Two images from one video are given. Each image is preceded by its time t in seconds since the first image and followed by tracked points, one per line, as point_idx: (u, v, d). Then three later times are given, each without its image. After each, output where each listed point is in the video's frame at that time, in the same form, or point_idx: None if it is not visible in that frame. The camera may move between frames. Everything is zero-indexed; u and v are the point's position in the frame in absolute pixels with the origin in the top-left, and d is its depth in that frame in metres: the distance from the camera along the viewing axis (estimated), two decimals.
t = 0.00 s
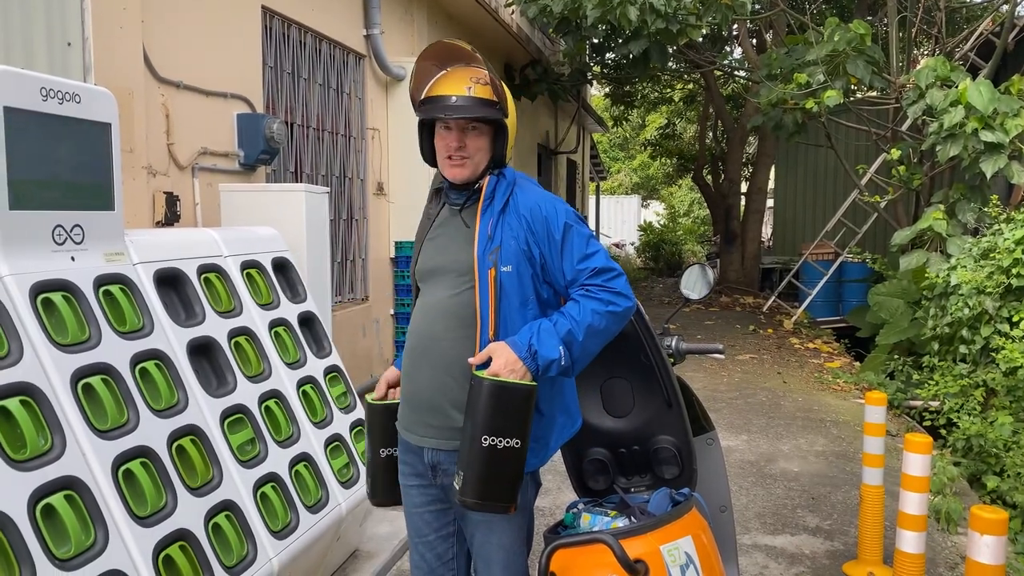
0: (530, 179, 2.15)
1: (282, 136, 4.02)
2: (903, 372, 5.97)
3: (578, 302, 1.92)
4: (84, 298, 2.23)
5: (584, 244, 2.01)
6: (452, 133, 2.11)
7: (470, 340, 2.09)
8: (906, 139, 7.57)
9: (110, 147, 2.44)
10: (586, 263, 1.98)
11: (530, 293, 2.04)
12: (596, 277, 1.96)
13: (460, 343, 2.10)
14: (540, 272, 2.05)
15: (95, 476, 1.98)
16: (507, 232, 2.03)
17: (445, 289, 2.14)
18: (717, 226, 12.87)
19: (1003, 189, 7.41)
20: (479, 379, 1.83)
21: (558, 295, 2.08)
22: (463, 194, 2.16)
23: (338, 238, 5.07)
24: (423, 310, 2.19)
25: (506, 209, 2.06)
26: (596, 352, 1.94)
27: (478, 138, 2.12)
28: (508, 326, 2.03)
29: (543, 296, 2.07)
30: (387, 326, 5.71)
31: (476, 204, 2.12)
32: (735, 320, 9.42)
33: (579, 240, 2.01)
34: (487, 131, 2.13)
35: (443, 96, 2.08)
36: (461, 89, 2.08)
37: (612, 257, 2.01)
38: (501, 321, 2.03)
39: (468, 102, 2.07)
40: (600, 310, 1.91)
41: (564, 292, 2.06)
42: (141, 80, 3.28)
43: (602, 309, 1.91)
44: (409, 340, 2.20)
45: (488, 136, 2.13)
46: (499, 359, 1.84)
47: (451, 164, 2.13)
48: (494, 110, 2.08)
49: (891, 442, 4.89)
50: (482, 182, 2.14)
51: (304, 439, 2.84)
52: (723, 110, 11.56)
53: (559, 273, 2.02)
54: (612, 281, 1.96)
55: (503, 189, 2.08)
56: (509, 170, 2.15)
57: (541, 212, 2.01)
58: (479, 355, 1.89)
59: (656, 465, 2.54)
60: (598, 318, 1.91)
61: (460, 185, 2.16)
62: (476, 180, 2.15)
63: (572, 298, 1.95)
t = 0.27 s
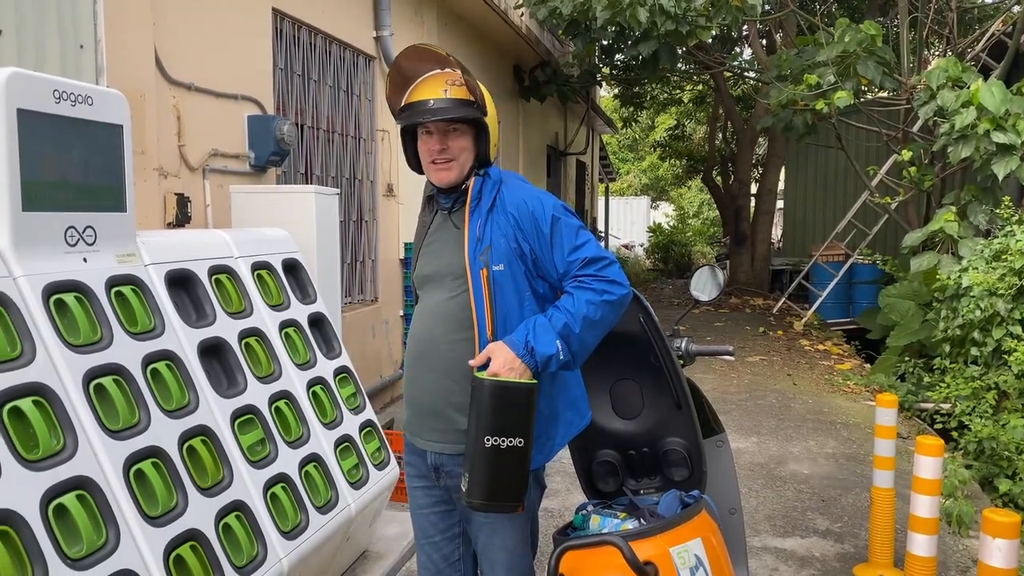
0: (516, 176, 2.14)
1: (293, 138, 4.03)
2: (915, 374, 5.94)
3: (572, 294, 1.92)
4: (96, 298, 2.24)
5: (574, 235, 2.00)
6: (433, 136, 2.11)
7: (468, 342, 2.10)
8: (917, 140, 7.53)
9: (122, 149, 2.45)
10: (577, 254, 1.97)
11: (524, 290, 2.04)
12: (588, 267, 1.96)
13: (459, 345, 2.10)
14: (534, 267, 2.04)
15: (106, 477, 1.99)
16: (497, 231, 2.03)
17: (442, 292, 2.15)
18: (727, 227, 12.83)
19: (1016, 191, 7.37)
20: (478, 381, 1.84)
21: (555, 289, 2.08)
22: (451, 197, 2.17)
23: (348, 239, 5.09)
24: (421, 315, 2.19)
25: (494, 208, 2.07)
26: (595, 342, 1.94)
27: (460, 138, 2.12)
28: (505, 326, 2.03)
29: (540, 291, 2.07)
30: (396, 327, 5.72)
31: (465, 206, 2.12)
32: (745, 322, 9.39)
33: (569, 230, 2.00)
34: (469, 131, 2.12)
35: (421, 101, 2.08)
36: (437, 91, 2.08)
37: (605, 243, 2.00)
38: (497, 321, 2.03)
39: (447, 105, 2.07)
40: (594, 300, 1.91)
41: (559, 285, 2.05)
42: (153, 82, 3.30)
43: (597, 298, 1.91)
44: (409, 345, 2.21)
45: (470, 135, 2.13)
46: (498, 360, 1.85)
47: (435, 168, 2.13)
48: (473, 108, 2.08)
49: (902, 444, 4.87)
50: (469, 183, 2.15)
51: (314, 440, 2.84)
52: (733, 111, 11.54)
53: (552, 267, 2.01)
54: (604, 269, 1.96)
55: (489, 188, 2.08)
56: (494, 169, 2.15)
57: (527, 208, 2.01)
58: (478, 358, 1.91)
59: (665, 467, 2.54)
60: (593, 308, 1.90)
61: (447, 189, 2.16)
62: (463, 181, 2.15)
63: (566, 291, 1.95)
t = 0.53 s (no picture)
0: (522, 178, 2.14)
1: (311, 141, 4.06)
2: (935, 378, 5.89)
3: (576, 299, 1.91)
4: (118, 300, 2.27)
5: (578, 238, 1.98)
6: (439, 142, 2.13)
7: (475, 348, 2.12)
8: (938, 142, 7.46)
9: (143, 152, 2.47)
10: (581, 258, 1.96)
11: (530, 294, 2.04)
12: (592, 270, 1.94)
13: (465, 352, 2.12)
14: (539, 271, 2.03)
15: (128, 476, 2.01)
16: (501, 236, 2.03)
17: (450, 299, 2.17)
18: (745, 229, 12.77)
19: None
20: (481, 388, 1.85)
21: (562, 292, 2.06)
22: (460, 202, 2.18)
23: (365, 241, 5.11)
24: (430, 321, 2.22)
25: (500, 213, 2.06)
26: (602, 347, 1.93)
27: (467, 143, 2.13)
28: (511, 330, 2.04)
29: (546, 295, 2.06)
30: (412, 329, 5.74)
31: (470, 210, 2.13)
32: (762, 325, 9.34)
33: (573, 234, 1.98)
34: (474, 136, 2.14)
35: (425, 107, 2.10)
36: (441, 98, 2.10)
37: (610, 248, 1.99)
38: (503, 325, 2.04)
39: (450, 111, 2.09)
40: (598, 305, 1.89)
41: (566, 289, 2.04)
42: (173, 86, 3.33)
43: (601, 303, 1.89)
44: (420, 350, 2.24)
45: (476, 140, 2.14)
46: (501, 367, 1.86)
47: (442, 173, 2.15)
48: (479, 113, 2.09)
49: (922, 449, 4.83)
50: (477, 186, 2.15)
51: (331, 441, 2.86)
52: (751, 113, 11.49)
53: (557, 270, 2.00)
54: (609, 272, 1.94)
55: (495, 192, 2.08)
56: (501, 172, 2.15)
57: (531, 212, 2.00)
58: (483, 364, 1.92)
59: (683, 470, 2.53)
60: (597, 313, 1.89)
61: (455, 194, 2.18)
62: (469, 185, 2.16)
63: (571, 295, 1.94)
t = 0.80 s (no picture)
0: (561, 181, 2.14)
1: (337, 145, 4.08)
2: (965, 384, 5.81)
3: (603, 311, 1.90)
4: (148, 302, 2.30)
5: (610, 249, 1.96)
6: (475, 148, 2.15)
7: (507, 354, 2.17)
8: (968, 144, 7.36)
9: (172, 156, 2.49)
10: (611, 269, 1.94)
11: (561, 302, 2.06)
12: (622, 283, 1.91)
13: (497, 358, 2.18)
14: (570, 280, 2.03)
15: (156, 476, 2.04)
16: (534, 243, 2.05)
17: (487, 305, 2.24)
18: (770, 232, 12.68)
19: None
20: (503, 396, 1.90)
21: (592, 302, 2.05)
22: (498, 206, 2.22)
23: (389, 244, 5.13)
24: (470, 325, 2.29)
25: (534, 219, 2.08)
26: (628, 361, 1.91)
27: (503, 150, 2.15)
28: (541, 336, 2.07)
29: (577, 304, 2.06)
30: (436, 332, 5.76)
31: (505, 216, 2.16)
32: (788, 329, 9.26)
33: (604, 245, 1.96)
34: (510, 141, 2.16)
35: (461, 114, 2.11)
36: (476, 105, 2.10)
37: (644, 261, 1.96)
38: (532, 332, 2.07)
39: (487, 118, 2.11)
40: (625, 319, 1.87)
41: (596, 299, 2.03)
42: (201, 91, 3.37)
43: (627, 318, 1.87)
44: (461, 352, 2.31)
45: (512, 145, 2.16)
46: (524, 374, 1.90)
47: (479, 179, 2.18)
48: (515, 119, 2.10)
49: (952, 455, 4.76)
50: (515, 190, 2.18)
51: (356, 442, 2.87)
52: (776, 115, 11.40)
53: (587, 280, 1.99)
54: (640, 286, 1.91)
55: (531, 198, 2.10)
56: (540, 177, 2.15)
57: (564, 220, 2.00)
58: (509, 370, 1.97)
59: (709, 475, 2.51)
60: (622, 328, 1.87)
61: (492, 197, 2.21)
62: (507, 189, 2.19)
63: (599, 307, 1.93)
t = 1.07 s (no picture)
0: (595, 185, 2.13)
1: (366, 149, 4.11)
2: (1001, 392, 5.73)
3: (621, 326, 1.90)
4: (182, 305, 2.33)
5: (630, 260, 1.95)
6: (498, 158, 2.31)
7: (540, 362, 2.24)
8: (1003, 146, 7.23)
9: (206, 160, 2.52)
10: (629, 282, 1.94)
11: (585, 310, 2.10)
12: (641, 296, 1.91)
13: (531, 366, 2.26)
14: (594, 291, 2.06)
15: (189, 477, 2.06)
16: (561, 255, 2.10)
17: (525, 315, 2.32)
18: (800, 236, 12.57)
19: None
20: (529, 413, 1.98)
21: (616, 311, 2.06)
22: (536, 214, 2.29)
23: (417, 247, 5.16)
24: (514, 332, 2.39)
25: (561, 228, 2.13)
26: (649, 377, 1.91)
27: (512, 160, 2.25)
28: (568, 345, 2.12)
29: (602, 313, 2.08)
30: (463, 335, 5.77)
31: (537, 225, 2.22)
32: (818, 334, 9.17)
33: (625, 256, 1.96)
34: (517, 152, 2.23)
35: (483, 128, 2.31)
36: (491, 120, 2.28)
37: (666, 274, 1.94)
38: (557, 338, 2.14)
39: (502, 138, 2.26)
40: (641, 335, 1.87)
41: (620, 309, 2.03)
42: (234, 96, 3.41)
43: (644, 334, 1.87)
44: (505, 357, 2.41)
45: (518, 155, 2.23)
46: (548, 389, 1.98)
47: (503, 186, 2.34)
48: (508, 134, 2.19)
49: (987, 464, 4.68)
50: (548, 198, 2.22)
51: (385, 445, 2.89)
52: (806, 117, 11.30)
53: (610, 291, 2.01)
54: (659, 299, 1.90)
55: (560, 207, 2.13)
56: (572, 185, 2.16)
57: (586, 232, 2.02)
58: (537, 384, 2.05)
59: (739, 481, 2.48)
60: (640, 343, 1.87)
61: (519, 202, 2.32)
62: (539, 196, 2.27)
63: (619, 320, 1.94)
